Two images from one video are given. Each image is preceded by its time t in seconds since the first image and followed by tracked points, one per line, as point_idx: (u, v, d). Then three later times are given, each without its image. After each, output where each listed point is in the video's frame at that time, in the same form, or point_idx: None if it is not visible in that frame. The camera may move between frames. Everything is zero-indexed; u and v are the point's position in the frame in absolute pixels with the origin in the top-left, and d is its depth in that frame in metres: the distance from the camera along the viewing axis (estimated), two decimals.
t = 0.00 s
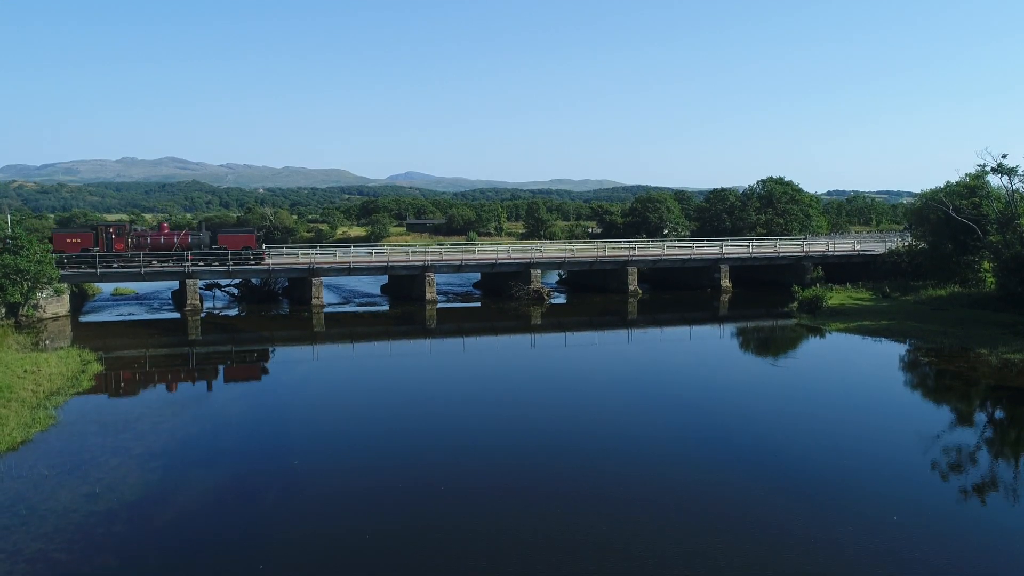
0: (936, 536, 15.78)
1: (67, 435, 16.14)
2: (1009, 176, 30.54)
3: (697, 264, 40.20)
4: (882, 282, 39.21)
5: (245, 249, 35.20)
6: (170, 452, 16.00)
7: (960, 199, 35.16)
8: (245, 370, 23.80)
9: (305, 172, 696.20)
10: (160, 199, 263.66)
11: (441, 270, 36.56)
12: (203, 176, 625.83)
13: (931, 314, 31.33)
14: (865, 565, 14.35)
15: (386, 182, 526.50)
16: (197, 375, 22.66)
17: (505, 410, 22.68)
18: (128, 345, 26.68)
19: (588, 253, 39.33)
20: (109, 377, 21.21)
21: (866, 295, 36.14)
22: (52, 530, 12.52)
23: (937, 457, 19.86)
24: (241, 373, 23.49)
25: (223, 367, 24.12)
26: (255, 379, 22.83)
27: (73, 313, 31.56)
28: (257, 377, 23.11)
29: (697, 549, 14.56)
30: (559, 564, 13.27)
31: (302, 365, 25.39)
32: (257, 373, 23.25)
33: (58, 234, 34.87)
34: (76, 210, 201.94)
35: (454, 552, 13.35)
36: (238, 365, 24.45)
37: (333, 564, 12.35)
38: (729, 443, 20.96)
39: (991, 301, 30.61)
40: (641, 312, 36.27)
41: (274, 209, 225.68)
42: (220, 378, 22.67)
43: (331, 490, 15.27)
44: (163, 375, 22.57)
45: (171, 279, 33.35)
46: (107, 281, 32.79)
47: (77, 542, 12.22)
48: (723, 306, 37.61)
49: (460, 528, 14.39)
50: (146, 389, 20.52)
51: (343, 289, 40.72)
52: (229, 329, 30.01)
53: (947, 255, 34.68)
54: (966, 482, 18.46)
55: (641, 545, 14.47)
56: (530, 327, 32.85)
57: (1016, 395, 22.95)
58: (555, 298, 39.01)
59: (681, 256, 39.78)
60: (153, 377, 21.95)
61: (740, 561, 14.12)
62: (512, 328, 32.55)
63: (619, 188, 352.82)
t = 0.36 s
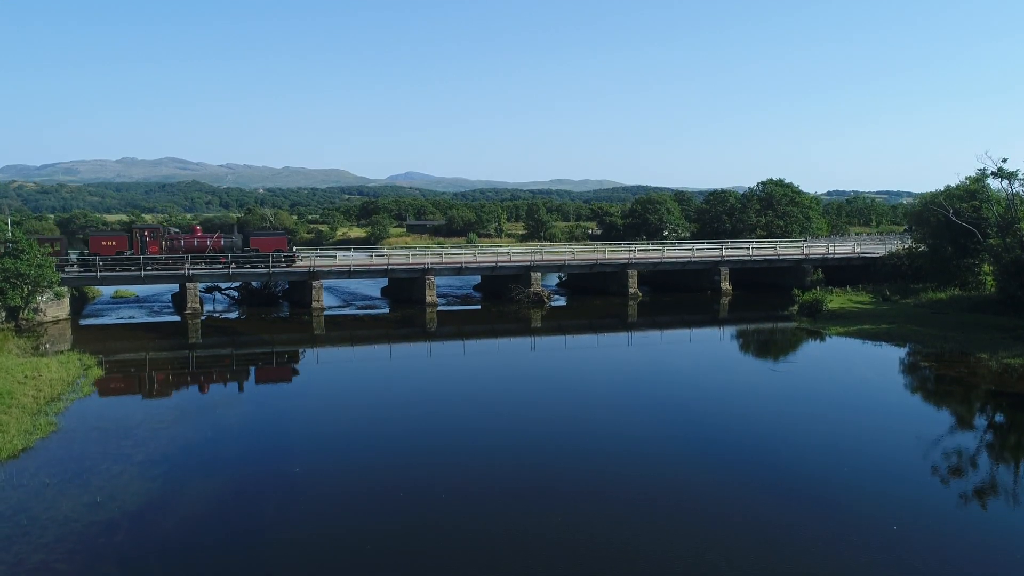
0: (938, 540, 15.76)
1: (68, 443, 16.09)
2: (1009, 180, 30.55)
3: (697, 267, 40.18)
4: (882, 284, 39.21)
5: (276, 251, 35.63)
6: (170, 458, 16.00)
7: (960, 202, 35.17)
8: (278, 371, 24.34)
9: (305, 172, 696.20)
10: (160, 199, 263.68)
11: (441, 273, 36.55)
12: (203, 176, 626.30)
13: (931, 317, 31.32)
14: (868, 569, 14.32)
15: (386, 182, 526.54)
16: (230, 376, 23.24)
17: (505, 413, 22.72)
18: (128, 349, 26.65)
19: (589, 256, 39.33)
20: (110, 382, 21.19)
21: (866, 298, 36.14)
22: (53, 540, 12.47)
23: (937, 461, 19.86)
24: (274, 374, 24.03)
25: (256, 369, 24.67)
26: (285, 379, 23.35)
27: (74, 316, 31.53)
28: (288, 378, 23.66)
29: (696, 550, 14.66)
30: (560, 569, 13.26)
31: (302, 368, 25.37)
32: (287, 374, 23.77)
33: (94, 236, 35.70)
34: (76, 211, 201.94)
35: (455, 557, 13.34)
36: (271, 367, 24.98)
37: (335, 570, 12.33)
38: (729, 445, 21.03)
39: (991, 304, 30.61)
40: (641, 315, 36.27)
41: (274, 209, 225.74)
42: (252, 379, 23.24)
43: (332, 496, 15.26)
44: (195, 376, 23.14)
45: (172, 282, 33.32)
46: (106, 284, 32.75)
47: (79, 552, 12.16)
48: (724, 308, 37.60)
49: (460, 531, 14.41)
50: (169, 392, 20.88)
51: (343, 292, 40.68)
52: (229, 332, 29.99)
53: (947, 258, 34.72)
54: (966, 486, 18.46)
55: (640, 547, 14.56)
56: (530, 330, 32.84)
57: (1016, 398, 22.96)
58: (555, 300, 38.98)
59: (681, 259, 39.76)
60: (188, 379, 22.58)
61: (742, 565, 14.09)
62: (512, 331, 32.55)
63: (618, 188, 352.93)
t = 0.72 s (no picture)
0: (940, 545, 15.73)
1: (68, 451, 16.03)
2: (1009, 185, 30.56)
3: (697, 270, 40.16)
4: (882, 287, 39.19)
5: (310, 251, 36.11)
6: (170, 464, 15.98)
7: (960, 206, 35.16)
8: (309, 372, 25.01)
9: (305, 172, 696.36)
10: (160, 199, 263.56)
11: (441, 276, 36.54)
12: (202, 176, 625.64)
13: (931, 321, 31.32)
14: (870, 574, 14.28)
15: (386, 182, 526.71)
16: (264, 377, 23.92)
17: (506, 415, 22.76)
18: (128, 353, 26.62)
19: (589, 259, 39.32)
20: (110, 388, 21.16)
21: (866, 301, 36.13)
22: (54, 550, 12.41)
23: (937, 465, 19.85)
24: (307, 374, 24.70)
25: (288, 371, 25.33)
26: (317, 380, 23.99)
27: (74, 319, 31.52)
28: (320, 378, 24.36)
29: (696, 552, 14.69)
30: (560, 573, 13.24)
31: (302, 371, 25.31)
32: (320, 375, 24.44)
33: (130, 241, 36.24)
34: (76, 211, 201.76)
35: (456, 563, 13.31)
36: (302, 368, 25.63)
37: None
38: (729, 447, 21.08)
39: (990, 308, 30.63)
40: (641, 317, 36.27)
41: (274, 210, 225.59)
42: (285, 380, 23.88)
43: (333, 502, 15.24)
44: (230, 377, 23.81)
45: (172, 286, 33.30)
46: (107, 288, 32.72)
47: (80, 563, 12.10)
48: (724, 311, 37.59)
49: (458, 536, 14.44)
50: (180, 396, 21.04)
51: (343, 295, 40.65)
52: (229, 335, 29.98)
53: (947, 261, 34.76)
54: (966, 490, 18.45)
55: (641, 549, 14.60)
56: (529, 333, 32.83)
57: (1016, 402, 22.95)
58: (555, 303, 38.96)
59: (681, 262, 39.75)
60: (224, 380, 23.25)
61: (744, 569, 14.06)
62: (511, 334, 32.55)
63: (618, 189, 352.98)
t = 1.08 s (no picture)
0: (942, 549, 15.72)
1: (69, 458, 16.00)
2: (1009, 189, 30.54)
3: (697, 272, 40.14)
4: (882, 290, 39.21)
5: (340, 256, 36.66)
6: (171, 471, 15.97)
7: (960, 209, 35.15)
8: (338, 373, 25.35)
9: (305, 173, 696.23)
10: (159, 200, 263.43)
11: (441, 280, 36.52)
12: (202, 176, 625.46)
13: (931, 324, 31.31)
14: None
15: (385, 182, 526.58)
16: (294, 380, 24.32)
17: (506, 418, 22.87)
18: (129, 357, 26.59)
19: (589, 262, 39.29)
20: (111, 393, 21.14)
21: (866, 304, 36.12)
22: (56, 559, 12.36)
23: (937, 469, 19.84)
24: (335, 376, 25.08)
25: (317, 372, 25.69)
26: (346, 382, 24.37)
27: (74, 323, 31.50)
28: (349, 380, 24.73)
29: (696, 554, 14.80)
30: None
31: (302, 375, 25.29)
32: (349, 376, 24.78)
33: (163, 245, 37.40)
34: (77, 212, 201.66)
35: (458, 570, 13.30)
36: (330, 369, 25.98)
37: None
38: (730, 450, 21.15)
39: (990, 311, 30.63)
40: (641, 320, 36.25)
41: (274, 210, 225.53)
42: (315, 383, 24.28)
43: (334, 509, 15.23)
44: (260, 380, 24.25)
45: (172, 289, 33.28)
46: (107, 291, 32.70)
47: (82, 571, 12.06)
48: (724, 314, 37.56)
49: (458, 541, 14.50)
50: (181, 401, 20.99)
51: (343, 298, 40.61)
52: (229, 339, 29.99)
53: (946, 264, 34.75)
54: (966, 494, 18.46)
55: (640, 552, 14.70)
56: (530, 336, 32.82)
57: (1016, 406, 22.94)
58: (555, 306, 38.95)
59: (681, 265, 39.73)
60: (255, 383, 23.69)
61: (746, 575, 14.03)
62: (512, 337, 32.53)
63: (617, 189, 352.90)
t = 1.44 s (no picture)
0: (943, 554, 15.73)
1: (71, 465, 15.99)
2: (1009, 193, 30.54)
3: (697, 275, 40.13)
4: (882, 293, 39.24)
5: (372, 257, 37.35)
6: (174, 476, 16.03)
7: (960, 212, 35.16)
8: (369, 373, 26.00)
9: (305, 172, 695.85)
10: (159, 200, 263.32)
11: (441, 283, 36.52)
12: (202, 176, 626.14)
13: (930, 328, 31.32)
14: None
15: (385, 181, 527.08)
16: (325, 380, 24.96)
17: (507, 420, 23.05)
18: (129, 360, 26.59)
19: (589, 265, 39.30)
20: (113, 398, 21.16)
21: (866, 308, 36.13)
22: (58, 569, 12.35)
23: (937, 473, 19.86)
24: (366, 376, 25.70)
25: (347, 372, 26.36)
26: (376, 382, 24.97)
27: (75, 326, 31.51)
28: (379, 382, 25.32)
29: (695, 555, 14.99)
30: None
31: (303, 379, 25.29)
32: (379, 376, 25.41)
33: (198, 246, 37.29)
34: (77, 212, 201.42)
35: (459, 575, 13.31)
36: (361, 369, 26.66)
37: None
38: (731, 451, 21.30)
39: (990, 315, 30.64)
40: (641, 323, 36.24)
41: (274, 210, 225.30)
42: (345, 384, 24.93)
43: (335, 515, 15.24)
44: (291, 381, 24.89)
45: (172, 293, 33.27)
46: (107, 294, 32.71)
47: None
48: (724, 317, 37.56)
49: (458, 542, 14.67)
50: (181, 406, 20.97)
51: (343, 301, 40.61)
52: (230, 342, 30.00)
53: (946, 267, 34.78)
54: (966, 498, 18.48)
55: (640, 553, 14.90)
56: (530, 339, 32.82)
57: (1016, 410, 22.94)
58: (555, 309, 38.96)
59: (682, 268, 39.74)
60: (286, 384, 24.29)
61: None
62: (512, 341, 32.53)
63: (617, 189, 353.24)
